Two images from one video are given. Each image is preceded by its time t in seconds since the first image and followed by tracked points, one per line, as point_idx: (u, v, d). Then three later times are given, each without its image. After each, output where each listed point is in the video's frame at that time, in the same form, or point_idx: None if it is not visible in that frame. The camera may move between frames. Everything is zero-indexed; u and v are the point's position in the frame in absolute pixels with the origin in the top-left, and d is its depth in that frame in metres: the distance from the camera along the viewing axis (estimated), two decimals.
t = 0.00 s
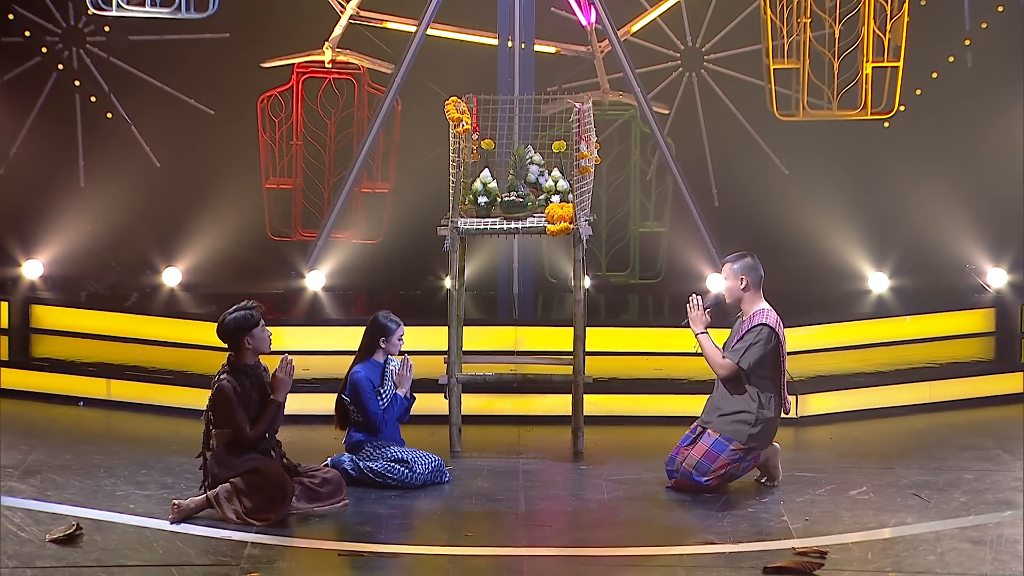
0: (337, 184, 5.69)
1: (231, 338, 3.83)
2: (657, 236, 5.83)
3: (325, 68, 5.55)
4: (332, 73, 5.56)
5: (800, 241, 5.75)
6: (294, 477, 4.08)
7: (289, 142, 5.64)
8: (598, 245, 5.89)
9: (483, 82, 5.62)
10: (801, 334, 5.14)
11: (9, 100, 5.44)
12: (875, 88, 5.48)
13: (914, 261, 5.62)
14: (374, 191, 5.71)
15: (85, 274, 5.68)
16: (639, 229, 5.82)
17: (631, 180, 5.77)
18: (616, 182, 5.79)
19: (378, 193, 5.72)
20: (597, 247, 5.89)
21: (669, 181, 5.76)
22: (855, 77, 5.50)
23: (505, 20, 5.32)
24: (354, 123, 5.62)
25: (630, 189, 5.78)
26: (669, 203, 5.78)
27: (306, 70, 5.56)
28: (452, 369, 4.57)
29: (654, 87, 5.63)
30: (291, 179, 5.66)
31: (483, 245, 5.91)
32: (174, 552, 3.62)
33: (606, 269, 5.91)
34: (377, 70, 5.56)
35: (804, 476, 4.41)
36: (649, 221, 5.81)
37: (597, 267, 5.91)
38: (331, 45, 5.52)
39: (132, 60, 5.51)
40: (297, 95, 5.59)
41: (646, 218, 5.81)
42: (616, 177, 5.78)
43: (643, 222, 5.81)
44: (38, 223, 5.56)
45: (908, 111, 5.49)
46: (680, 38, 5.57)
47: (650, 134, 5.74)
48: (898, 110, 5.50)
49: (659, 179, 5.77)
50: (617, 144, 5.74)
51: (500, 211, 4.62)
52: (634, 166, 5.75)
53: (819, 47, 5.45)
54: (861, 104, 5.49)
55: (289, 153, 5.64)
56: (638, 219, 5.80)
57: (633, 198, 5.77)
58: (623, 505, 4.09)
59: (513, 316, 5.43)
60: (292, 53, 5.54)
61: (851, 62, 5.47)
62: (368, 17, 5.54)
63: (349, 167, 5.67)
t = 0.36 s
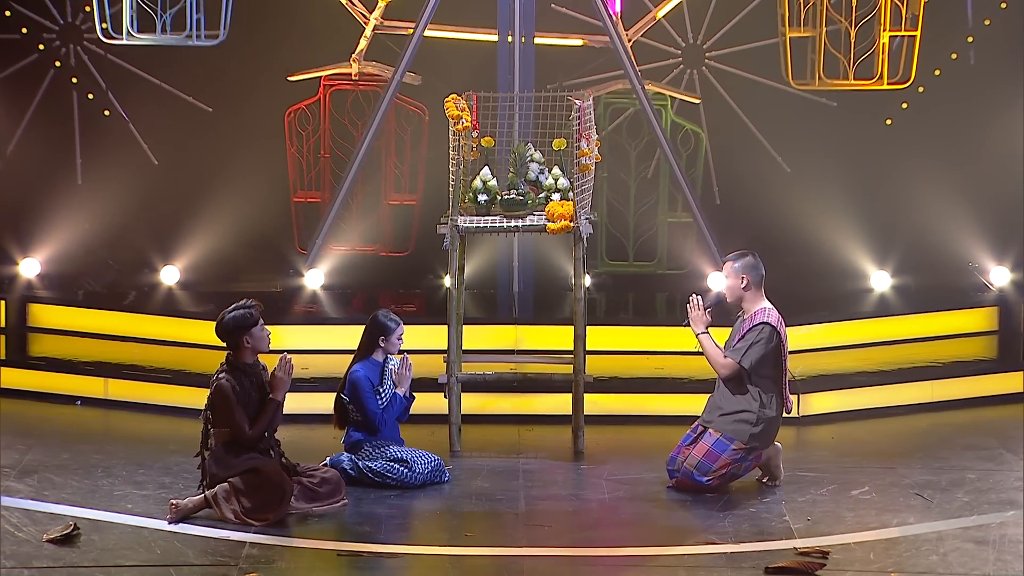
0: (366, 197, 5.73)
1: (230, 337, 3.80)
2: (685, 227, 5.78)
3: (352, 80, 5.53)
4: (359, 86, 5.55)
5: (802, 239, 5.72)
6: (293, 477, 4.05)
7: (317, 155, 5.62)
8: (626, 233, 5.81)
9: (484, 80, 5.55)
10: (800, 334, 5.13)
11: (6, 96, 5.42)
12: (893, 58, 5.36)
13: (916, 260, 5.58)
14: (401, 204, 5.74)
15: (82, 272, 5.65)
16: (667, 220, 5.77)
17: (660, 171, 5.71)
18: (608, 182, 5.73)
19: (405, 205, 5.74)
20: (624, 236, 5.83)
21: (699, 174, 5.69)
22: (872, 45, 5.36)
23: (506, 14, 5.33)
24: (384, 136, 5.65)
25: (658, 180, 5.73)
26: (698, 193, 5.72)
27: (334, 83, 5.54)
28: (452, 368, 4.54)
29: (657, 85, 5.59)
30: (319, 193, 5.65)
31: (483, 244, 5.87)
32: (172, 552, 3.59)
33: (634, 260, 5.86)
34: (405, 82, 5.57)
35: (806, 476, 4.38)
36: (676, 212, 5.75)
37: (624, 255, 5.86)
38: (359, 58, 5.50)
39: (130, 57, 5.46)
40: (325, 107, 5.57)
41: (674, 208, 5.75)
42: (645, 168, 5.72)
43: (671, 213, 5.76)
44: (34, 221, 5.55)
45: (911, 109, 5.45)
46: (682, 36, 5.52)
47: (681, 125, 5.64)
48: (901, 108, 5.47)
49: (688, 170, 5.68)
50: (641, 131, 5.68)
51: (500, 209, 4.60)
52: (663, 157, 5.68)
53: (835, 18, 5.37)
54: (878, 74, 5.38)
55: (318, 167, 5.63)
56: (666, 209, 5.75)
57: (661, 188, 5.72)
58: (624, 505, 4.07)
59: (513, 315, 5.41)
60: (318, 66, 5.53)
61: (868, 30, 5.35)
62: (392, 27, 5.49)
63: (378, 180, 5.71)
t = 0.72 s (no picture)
0: (393, 210, 5.68)
1: (229, 335, 3.77)
2: (718, 213, 5.72)
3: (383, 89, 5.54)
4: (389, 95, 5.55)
5: (805, 237, 5.68)
6: (292, 477, 4.02)
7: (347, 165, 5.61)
8: (656, 217, 5.78)
9: (484, 78, 5.52)
10: (803, 333, 5.13)
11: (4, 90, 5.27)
12: (913, 24, 5.20)
13: (919, 257, 5.50)
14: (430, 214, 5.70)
15: (79, 270, 5.54)
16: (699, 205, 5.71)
17: (694, 156, 5.67)
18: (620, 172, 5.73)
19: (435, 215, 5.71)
20: (655, 223, 5.79)
21: (732, 161, 5.66)
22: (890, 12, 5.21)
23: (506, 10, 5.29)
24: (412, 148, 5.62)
25: (689, 168, 5.68)
26: (730, 178, 5.68)
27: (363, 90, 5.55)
28: (451, 367, 4.50)
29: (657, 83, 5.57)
30: (350, 204, 5.64)
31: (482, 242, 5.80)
32: (170, 552, 3.56)
33: (663, 247, 5.81)
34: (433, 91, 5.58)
35: (809, 476, 4.35)
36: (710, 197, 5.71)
37: (653, 242, 5.81)
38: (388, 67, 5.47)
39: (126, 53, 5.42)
40: (355, 117, 5.57)
41: (706, 193, 5.71)
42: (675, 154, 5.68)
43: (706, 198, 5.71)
44: (31, 218, 5.43)
45: (915, 105, 5.41)
46: (683, 32, 5.50)
47: (713, 111, 5.63)
48: (905, 104, 5.44)
49: (722, 156, 5.66)
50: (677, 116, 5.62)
51: (500, 207, 4.57)
52: (697, 142, 5.65)
53: None
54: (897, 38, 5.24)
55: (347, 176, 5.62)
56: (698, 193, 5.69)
57: (694, 171, 5.67)
58: (625, 505, 4.03)
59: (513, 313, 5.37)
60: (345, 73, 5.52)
61: None
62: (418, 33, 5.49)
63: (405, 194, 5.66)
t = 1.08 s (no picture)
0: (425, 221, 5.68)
1: (226, 334, 3.73)
2: (751, 196, 5.61)
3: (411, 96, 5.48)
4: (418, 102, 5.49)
5: (807, 236, 5.64)
6: (290, 477, 3.97)
7: (375, 173, 5.58)
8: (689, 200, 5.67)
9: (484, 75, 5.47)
10: (809, 331, 5.09)
11: None
12: None
13: (924, 256, 5.55)
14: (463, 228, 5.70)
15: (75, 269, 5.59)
16: (732, 188, 5.59)
17: (726, 139, 5.54)
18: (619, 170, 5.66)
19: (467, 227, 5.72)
20: (687, 206, 5.68)
21: (767, 143, 5.55)
22: None
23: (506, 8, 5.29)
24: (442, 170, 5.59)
25: (721, 150, 5.56)
26: (763, 160, 5.57)
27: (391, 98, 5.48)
28: (451, 366, 4.44)
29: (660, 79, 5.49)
30: (378, 213, 5.61)
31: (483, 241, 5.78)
32: (166, 554, 3.51)
33: (696, 230, 5.70)
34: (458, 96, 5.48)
35: (812, 476, 4.30)
36: (744, 180, 5.58)
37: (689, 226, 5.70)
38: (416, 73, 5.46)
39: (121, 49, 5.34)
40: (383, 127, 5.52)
41: (740, 176, 5.59)
42: (707, 136, 5.54)
43: (739, 181, 5.59)
44: (25, 215, 5.49)
45: (920, 103, 5.39)
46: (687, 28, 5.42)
47: (747, 91, 5.49)
48: (909, 101, 5.41)
49: (754, 138, 5.54)
50: (710, 99, 5.50)
51: (500, 205, 4.52)
52: (729, 124, 5.53)
53: None
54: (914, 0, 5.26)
55: (376, 184, 5.59)
56: (731, 177, 5.57)
57: (727, 154, 5.55)
58: (626, 506, 3.98)
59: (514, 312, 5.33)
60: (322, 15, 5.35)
61: None
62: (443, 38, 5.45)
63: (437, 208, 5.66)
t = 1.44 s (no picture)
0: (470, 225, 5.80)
1: (224, 334, 3.69)
2: (785, 176, 5.58)
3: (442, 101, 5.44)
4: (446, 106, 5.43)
5: (808, 234, 5.63)
6: (288, 478, 3.93)
7: (407, 180, 5.53)
8: (723, 182, 5.59)
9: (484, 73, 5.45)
10: (813, 331, 5.05)
11: None
12: None
13: (926, 254, 5.43)
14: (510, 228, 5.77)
15: (71, 268, 5.47)
16: (767, 168, 5.57)
17: (761, 117, 5.50)
18: (617, 167, 5.64)
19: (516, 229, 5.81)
20: (721, 188, 5.60)
21: (800, 121, 5.52)
22: None
23: (506, 8, 5.23)
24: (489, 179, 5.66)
25: (754, 131, 5.53)
26: (796, 140, 5.54)
27: (425, 104, 5.46)
28: (450, 365, 4.41)
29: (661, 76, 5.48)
30: (409, 218, 5.57)
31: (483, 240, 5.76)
32: (164, 555, 3.47)
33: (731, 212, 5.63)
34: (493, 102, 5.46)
35: (814, 477, 4.27)
36: (778, 160, 5.55)
37: (723, 208, 5.62)
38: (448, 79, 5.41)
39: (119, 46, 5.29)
40: (415, 132, 5.49)
41: (775, 156, 5.56)
42: (740, 117, 5.51)
43: (773, 161, 5.56)
44: (21, 214, 5.30)
45: (923, 100, 5.33)
46: (688, 27, 5.41)
47: (778, 70, 5.46)
48: (912, 99, 5.36)
49: (787, 117, 5.51)
50: (741, 80, 5.48)
51: (500, 203, 4.49)
52: (762, 103, 5.48)
53: None
54: None
55: (408, 190, 5.53)
56: (765, 157, 5.55)
57: (760, 133, 5.52)
58: (627, 507, 3.95)
59: (514, 311, 5.30)
60: None
61: None
62: (472, 41, 5.44)
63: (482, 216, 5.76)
